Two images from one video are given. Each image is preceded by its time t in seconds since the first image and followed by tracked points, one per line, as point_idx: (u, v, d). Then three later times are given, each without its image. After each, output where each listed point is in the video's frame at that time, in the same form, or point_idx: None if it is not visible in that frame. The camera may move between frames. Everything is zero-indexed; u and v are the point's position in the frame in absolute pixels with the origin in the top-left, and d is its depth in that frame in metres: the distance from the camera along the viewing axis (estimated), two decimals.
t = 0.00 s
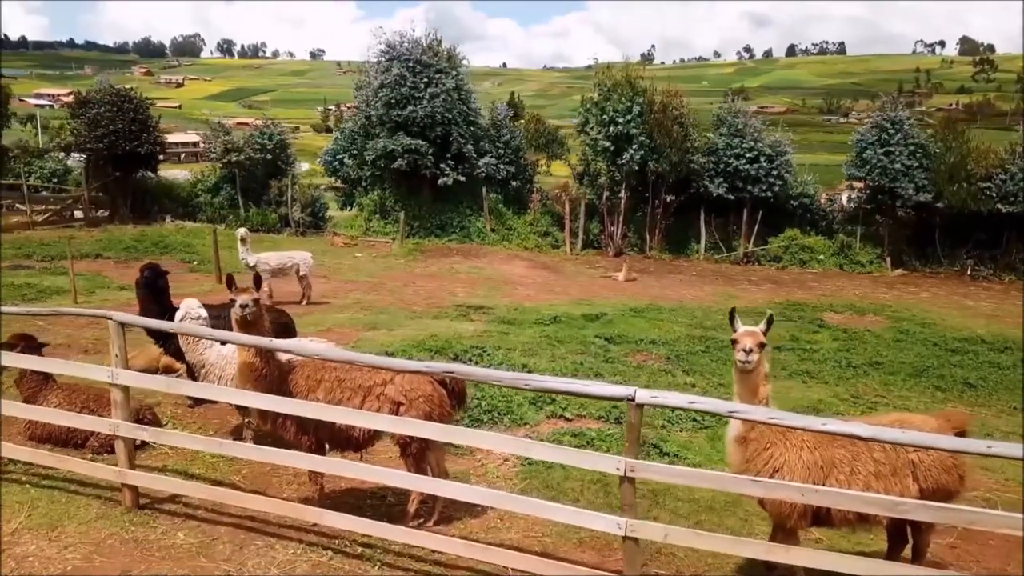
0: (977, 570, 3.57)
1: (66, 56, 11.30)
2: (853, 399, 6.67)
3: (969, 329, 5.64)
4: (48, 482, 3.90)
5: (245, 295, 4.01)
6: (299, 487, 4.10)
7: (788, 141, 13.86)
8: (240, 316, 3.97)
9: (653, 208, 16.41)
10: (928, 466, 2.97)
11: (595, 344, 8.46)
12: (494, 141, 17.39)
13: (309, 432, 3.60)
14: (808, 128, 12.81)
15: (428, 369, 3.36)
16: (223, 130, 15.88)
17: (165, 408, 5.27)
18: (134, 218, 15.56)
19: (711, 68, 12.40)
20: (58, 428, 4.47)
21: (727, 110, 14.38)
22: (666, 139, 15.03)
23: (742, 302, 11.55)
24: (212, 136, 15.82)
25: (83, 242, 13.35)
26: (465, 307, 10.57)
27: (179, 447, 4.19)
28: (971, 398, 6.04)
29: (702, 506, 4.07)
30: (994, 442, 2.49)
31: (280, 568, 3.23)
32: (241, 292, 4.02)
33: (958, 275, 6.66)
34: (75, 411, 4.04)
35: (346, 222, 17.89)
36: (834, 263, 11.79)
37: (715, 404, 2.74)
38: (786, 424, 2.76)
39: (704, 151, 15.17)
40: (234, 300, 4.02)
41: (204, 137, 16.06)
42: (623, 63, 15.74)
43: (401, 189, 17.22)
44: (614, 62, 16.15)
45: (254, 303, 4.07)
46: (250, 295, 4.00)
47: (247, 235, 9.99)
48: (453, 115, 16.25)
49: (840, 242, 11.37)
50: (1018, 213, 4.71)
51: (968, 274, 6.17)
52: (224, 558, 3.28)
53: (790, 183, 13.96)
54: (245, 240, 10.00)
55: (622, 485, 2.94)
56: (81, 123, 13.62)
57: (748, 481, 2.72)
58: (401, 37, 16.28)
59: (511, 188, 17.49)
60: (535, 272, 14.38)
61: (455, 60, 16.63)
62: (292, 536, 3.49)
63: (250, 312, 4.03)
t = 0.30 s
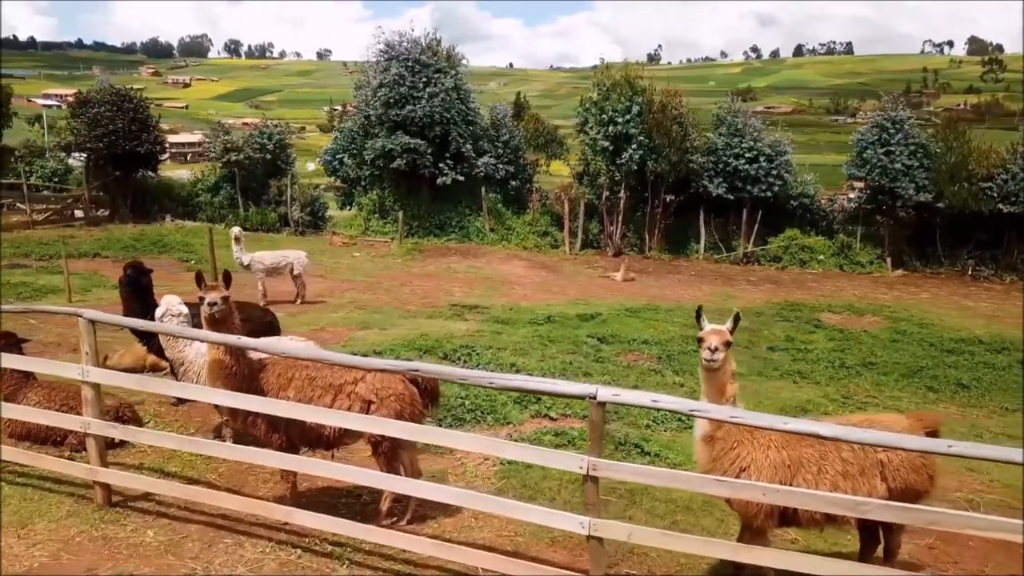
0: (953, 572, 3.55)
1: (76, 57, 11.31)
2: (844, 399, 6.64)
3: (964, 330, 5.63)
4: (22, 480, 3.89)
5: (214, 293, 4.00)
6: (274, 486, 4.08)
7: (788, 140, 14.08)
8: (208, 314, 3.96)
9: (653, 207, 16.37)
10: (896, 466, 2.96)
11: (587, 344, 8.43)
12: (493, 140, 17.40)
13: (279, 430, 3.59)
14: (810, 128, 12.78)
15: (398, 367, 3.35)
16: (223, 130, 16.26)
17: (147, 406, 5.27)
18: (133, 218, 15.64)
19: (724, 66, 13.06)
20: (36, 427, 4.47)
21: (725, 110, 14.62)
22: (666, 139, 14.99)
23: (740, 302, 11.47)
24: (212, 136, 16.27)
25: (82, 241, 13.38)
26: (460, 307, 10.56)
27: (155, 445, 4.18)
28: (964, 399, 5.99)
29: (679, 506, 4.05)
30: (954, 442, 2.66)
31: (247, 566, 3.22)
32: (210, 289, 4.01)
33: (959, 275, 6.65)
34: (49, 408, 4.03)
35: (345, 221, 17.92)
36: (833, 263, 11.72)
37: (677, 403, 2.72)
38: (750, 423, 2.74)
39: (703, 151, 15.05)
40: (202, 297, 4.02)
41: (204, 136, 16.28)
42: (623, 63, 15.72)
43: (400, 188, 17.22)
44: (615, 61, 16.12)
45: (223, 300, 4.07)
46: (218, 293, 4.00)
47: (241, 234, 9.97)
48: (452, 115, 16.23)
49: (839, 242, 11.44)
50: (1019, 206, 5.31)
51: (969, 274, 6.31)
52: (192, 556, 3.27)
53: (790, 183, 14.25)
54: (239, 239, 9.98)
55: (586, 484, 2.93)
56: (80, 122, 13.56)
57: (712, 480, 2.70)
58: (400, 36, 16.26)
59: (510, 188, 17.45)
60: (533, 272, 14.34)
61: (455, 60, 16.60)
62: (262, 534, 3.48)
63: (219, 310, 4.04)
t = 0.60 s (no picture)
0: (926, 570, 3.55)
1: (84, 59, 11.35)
2: (832, 398, 6.63)
3: (965, 329, 5.55)
4: None
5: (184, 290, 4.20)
6: (251, 483, 4.09)
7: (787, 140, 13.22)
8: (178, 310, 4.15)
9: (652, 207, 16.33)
10: (864, 464, 2.96)
11: (580, 343, 8.40)
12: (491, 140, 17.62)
13: (252, 426, 3.61)
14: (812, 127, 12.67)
15: (369, 364, 3.37)
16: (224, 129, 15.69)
17: (132, 404, 5.31)
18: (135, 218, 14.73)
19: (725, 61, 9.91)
20: (18, 423, 4.51)
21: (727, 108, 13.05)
22: (665, 139, 14.99)
23: (736, 302, 11.43)
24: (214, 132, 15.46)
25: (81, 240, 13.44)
26: (455, 306, 10.55)
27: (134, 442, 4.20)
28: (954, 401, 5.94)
29: (656, 505, 4.04)
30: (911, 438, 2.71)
31: (216, 562, 3.23)
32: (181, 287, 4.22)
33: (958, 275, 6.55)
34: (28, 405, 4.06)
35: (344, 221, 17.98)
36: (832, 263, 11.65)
37: (636, 399, 2.75)
38: (708, 420, 2.82)
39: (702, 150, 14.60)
40: (173, 295, 4.22)
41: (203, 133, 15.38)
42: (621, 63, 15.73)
43: (399, 188, 17.22)
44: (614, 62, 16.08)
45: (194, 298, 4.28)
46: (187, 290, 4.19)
47: (236, 234, 9.99)
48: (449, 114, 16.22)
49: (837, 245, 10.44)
50: None
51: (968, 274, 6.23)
52: (162, 552, 3.27)
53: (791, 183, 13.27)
54: (234, 238, 10.01)
55: (550, 481, 3.04)
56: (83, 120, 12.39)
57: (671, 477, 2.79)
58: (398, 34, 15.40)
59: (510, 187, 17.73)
60: (530, 271, 14.31)
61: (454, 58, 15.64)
62: (234, 531, 3.50)
63: (190, 307, 4.22)
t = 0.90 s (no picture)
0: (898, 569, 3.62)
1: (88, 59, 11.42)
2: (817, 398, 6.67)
3: (966, 332, 5.46)
4: None
5: (154, 289, 4.38)
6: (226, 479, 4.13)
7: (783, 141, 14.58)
8: (148, 308, 4.30)
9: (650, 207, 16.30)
10: (824, 461, 2.99)
11: (569, 342, 8.42)
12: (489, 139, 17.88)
13: (221, 424, 3.65)
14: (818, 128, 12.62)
15: (335, 362, 3.40)
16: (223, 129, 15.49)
17: (115, 401, 5.36)
18: (133, 216, 15.38)
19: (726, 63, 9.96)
20: None
21: (723, 112, 15.08)
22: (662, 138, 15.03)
23: (731, 302, 11.42)
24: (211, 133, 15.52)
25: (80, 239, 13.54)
26: (447, 305, 10.59)
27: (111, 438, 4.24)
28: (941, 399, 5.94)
29: (628, 502, 4.06)
30: (859, 436, 2.70)
31: (183, 557, 3.26)
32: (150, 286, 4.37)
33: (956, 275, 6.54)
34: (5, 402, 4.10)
35: (342, 222, 18.05)
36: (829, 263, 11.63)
37: (590, 396, 2.79)
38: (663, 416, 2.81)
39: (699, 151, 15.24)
40: (143, 293, 4.37)
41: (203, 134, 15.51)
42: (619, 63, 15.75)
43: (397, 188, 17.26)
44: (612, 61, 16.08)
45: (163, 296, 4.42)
46: (159, 289, 4.37)
47: (229, 233, 10.05)
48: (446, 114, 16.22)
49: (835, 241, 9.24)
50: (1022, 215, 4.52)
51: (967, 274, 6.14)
52: (130, 547, 3.31)
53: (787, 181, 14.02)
54: (226, 237, 10.05)
55: (510, 478, 3.02)
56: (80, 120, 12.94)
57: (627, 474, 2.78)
58: (396, 35, 15.66)
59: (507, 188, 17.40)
60: (526, 271, 14.33)
61: (451, 59, 16.10)
62: (204, 527, 3.53)
63: (159, 304, 4.36)
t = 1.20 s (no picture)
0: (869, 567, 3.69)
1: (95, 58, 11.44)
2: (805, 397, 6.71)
3: (963, 334, 5.40)
4: None
5: (127, 285, 4.39)
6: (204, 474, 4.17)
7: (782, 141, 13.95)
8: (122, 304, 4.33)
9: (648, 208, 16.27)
10: (787, 457, 3.02)
11: (560, 341, 8.44)
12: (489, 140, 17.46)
13: (195, 419, 3.70)
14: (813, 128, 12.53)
15: (306, 359, 3.45)
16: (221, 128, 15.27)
17: (100, 397, 5.42)
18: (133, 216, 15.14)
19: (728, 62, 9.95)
20: None
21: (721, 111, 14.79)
22: (660, 138, 15.04)
23: (726, 302, 11.41)
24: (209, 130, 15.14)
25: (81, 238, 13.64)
26: (442, 305, 10.61)
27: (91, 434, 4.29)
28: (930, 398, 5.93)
29: (602, 498, 4.09)
30: (812, 431, 2.71)
31: (155, 551, 3.30)
32: (123, 281, 4.39)
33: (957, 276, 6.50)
34: None
35: (341, 221, 18.11)
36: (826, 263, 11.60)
37: (549, 391, 2.82)
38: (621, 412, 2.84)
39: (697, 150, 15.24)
40: (116, 288, 4.39)
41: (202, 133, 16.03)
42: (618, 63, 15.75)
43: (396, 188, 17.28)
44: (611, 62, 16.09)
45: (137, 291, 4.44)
46: (132, 284, 4.38)
47: (224, 232, 10.09)
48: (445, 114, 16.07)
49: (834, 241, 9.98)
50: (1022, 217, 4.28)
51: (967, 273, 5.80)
52: (103, 541, 3.35)
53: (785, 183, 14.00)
54: (221, 236, 10.06)
55: (474, 472, 3.05)
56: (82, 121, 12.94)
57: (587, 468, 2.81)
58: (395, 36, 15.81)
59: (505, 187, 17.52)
60: (524, 271, 14.33)
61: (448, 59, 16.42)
62: (179, 521, 3.57)
63: (132, 300, 4.39)
